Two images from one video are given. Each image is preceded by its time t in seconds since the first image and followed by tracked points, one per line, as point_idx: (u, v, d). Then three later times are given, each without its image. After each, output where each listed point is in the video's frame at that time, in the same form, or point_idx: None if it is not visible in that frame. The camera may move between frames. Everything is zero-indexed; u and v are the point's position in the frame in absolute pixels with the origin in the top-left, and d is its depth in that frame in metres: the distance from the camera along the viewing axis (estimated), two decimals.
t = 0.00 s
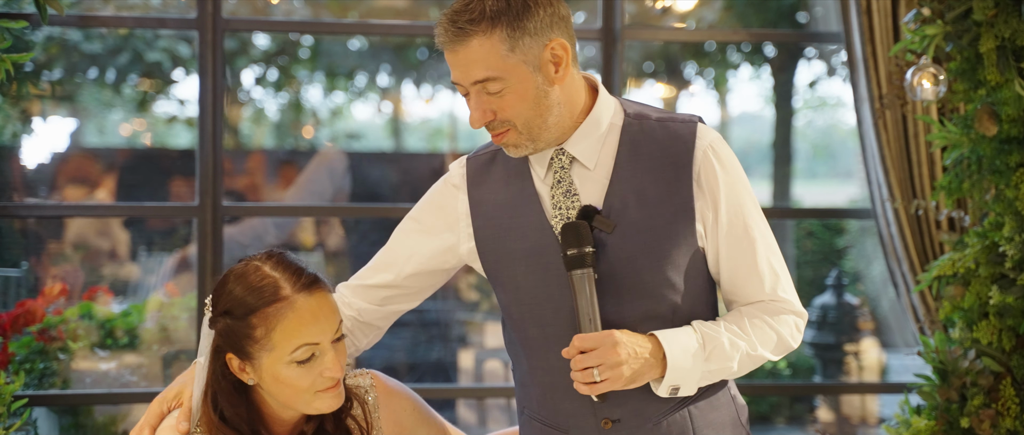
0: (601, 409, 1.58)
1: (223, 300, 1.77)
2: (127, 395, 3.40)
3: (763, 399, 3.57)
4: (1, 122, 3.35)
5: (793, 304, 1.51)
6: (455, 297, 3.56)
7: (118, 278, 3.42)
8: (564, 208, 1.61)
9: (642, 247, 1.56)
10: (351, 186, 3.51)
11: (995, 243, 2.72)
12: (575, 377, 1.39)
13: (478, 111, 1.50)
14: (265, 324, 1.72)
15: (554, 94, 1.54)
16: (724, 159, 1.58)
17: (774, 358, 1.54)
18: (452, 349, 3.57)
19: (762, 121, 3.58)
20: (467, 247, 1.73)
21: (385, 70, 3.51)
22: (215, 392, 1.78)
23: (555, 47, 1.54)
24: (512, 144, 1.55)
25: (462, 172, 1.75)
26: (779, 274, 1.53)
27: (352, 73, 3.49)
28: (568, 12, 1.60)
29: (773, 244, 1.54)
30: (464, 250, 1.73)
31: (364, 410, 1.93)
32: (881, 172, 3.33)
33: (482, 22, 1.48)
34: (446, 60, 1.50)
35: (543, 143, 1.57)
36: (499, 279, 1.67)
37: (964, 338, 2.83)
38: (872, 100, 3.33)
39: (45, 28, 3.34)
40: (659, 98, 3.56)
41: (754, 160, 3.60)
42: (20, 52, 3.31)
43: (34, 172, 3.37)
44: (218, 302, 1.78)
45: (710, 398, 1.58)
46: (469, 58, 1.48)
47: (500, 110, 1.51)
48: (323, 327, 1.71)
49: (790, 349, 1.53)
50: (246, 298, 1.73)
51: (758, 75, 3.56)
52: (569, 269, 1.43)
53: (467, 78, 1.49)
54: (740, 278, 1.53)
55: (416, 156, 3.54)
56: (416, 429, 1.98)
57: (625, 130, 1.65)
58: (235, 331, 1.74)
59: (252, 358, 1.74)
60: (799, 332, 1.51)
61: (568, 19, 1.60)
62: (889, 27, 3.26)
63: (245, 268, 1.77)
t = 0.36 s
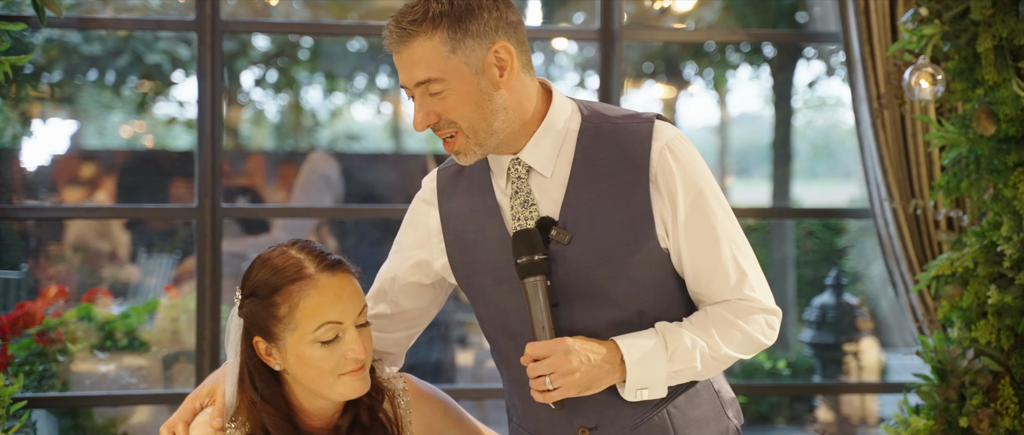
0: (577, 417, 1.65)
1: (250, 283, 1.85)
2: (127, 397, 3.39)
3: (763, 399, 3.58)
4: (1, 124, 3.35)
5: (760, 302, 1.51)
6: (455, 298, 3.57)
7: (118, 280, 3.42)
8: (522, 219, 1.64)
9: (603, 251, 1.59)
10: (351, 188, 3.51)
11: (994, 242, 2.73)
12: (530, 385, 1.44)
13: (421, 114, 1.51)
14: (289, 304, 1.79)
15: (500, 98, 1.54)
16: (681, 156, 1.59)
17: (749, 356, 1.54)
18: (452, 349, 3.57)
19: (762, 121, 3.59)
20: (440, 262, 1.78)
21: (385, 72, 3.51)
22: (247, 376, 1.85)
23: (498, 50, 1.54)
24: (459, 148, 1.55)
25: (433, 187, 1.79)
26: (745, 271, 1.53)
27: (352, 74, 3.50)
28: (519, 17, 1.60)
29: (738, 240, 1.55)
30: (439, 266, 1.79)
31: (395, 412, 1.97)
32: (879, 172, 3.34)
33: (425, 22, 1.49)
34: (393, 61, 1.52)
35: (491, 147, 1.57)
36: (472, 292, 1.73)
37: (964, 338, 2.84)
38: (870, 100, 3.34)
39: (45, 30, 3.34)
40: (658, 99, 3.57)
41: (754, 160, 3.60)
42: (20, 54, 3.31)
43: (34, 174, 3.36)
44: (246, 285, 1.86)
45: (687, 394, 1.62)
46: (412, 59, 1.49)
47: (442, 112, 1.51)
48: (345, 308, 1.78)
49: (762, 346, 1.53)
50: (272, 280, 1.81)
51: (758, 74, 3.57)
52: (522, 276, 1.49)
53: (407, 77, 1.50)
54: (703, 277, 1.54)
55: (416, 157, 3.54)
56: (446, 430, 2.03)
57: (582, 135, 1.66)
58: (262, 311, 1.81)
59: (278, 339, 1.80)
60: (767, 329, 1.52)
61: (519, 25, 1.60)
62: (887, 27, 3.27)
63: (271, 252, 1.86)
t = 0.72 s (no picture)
0: (576, 412, 1.67)
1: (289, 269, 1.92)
2: (125, 399, 3.39)
3: (761, 399, 3.58)
4: None
5: (755, 292, 1.57)
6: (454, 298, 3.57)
7: (116, 282, 3.41)
8: (518, 214, 1.63)
9: (599, 244, 1.63)
10: (349, 189, 3.50)
11: (991, 242, 2.74)
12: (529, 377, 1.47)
13: (409, 107, 1.54)
14: (320, 292, 1.84)
15: (487, 92, 1.58)
16: (674, 148, 1.65)
17: (744, 348, 1.59)
18: (450, 350, 3.57)
19: (760, 121, 3.59)
20: (437, 268, 1.82)
21: (382, 72, 3.51)
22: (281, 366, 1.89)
23: (485, 44, 1.58)
24: (446, 142, 1.59)
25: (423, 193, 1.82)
26: (740, 263, 1.58)
27: (349, 75, 3.49)
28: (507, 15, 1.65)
29: (733, 233, 1.60)
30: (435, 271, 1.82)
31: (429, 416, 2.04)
32: (877, 171, 3.34)
33: (414, 15, 1.53)
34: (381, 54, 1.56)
35: (478, 141, 1.61)
36: (468, 291, 1.74)
37: (961, 337, 2.84)
38: (867, 100, 3.34)
39: (41, 32, 3.33)
40: (656, 99, 3.57)
41: (752, 161, 3.60)
42: (16, 56, 3.31)
43: (31, 175, 3.36)
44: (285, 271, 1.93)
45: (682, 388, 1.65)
46: (400, 51, 1.53)
47: (430, 105, 1.54)
48: (374, 300, 1.83)
49: (758, 337, 1.58)
50: (307, 267, 1.87)
51: (755, 75, 3.57)
52: (518, 271, 1.50)
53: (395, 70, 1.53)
54: (699, 270, 1.59)
55: (414, 158, 3.53)
56: None
57: (574, 130, 1.71)
58: (296, 297, 1.88)
59: (308, 326, 1.86)
60: (763, 321, 1.57)
61: (506, 22, 1.65)
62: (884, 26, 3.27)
63: (312, 242, 1.93)
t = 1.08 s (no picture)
0: (572, 405, 1.68)
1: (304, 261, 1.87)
2: (125, 397, 3.39)
3: (761, 398, 3.57)
4: None
5: (766, 312, 1.65)
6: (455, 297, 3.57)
7: (116, 280, 3.41)
8: (546, 202, 1.71)
9: (622, 241, 1.69)
10: (350, 188, 3.50)
11: (992, 241, 2.74)
12: (542, 362, 1.50)
13: (459, 81, 1.66)
14: (328, 287, 1.78)
15: (536, 77, 1.69)
16: (706, 162, 1.73)
17: (746, 368, 1.66)
18: (451, 349, 3.57)
19: (759, 120, 3.58)
20: (452, 250, 1.88)
21: (382, 71, 3.51)
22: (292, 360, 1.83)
23: (541, 30, 1.71)
24: (489, 120, 1.70)
25: (451, 178, 1.90)
26: (755, 282, 1.67)
27: (349, 74, 3.49)
28: (563, 7, 1.78)
29: (750, 253, 1.69)
30: (450, 253, 1.88)
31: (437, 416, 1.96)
32: (877, 170, 3.34)
33: None
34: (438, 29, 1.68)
35: (520, 124, 1.71)
36: (483, 274, 1.78)
37: (961, 336, 2.84)
38: (868, 99, 3.34)
39: (42, 30, 3.33)
40: (657, 98, 3.56)
41: (752, 159, 3.60)
42: (17, 54, 3.31)
43: (31, 174, 3.36)
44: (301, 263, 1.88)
45: (684, 403, 1.69)
46: (457, 27, 1.65)
47: (480, 82, 1.66)
48: (380, 301, 1.76)
49: (762, 360, 1.65)
50: (320, 260, 1.82)
51: (756, 73, 3.57)
52: (541, 256, 1.58)
53: (451, 43, 1.65)
54: (715, 282, 1.67)
55: (415, 156, 3.53)
56: None
57: (611, 130, 1.79)
58: (307, 290, 1.82)
59: (314, 321, 1.80)
60: (769, 343, 1.64)
61: (561, 13, 1.78)
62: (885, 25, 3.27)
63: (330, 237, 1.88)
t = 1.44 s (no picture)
0: (566, 398, 1.69)
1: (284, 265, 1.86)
2: (124, 395, 3.39)
3: (760, 398, 3.57)
4: None
5: (770, 322, 1.64)
6: (453, 296, 3.57)
7: (115, 278, 3.41)
8: (555, 196, 1.74)
9: (627, 240, 1.70)
10: (349, 186, 3.50)
11: (992, 241, 2.73)
12: (538, 352, 1.53)
13: (479, 70, 1.69)
14: (310, 293, 1.77)
15: (555, 70, 1.71)
16: (718, 168, 1.72)
17: (747, 377, 1.66)
18: (449, 348, 3.57)
19: (758, 120, 3.58)
20: (460, 238, 1.87)
21: (382, 69, 3.51)
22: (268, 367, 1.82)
23: (562, 24, 1.73)
24: (505, 112, 1.71)
25: (467, 166, 1.90)
26: (761, 291, 1.66)
27: (348, 72, 3.49)
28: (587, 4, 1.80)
29: (758, 261, 1.68)
30: (458, 241, 1.87)
31: (417, 421, 1.95)
32: (877, 170, 3.33)
33: None
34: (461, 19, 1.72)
35: (535, 117, 1.72)
36: (487, 266, 1.79)
37: (961, 336, 2.84)
38: (868, 99, 3.33)
39: (41, 28, 3.33)
40: (656, 97, 3.56)
41: (751, 159, 3.60)
42: (16, 52, 3.31)
43: (30, 172, 3.36)
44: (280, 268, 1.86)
45: (679, 406, 1.68)
46: (479, 16, 1.68)
47: (499, 72, 1.68)
48: (363, 307, 1.75)
49: (762, 370, 1.65)
50: (301, 266, 1.81)
51: (755, 73, 3.57)
52: (546, 247, 1.61)
53: (473, 32, 1.68)
54: (720, 288, 1.66)
55: (414, 155, 3.53)
56: None
57: (627, 130, 1.79)
58: (288, 296, 1.80)
59: (295, 327, 1.79)
60: (771, 353, 1.64)
61: (585, 10, 1.80)
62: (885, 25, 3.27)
63: (310, 242, 1.86)
